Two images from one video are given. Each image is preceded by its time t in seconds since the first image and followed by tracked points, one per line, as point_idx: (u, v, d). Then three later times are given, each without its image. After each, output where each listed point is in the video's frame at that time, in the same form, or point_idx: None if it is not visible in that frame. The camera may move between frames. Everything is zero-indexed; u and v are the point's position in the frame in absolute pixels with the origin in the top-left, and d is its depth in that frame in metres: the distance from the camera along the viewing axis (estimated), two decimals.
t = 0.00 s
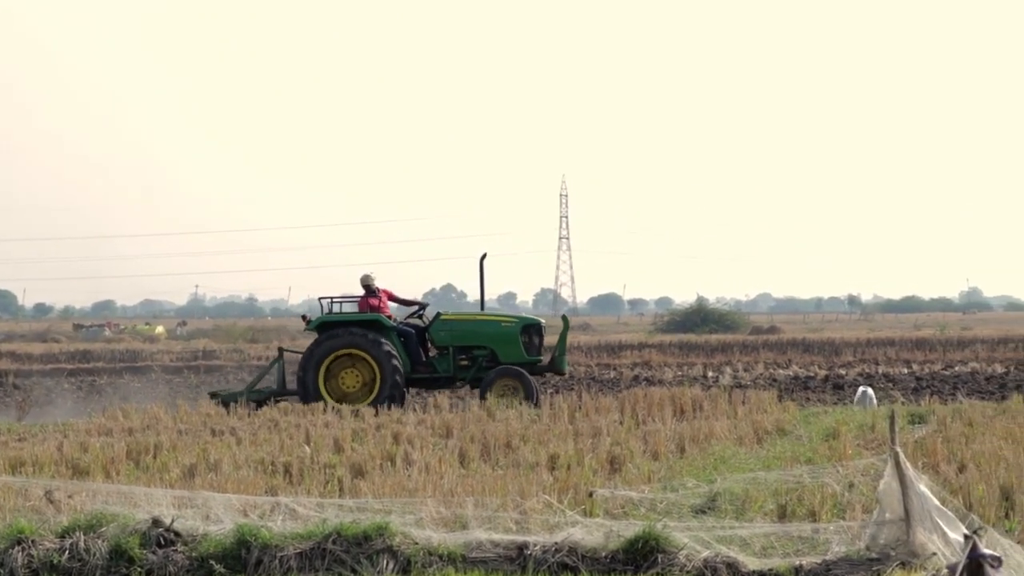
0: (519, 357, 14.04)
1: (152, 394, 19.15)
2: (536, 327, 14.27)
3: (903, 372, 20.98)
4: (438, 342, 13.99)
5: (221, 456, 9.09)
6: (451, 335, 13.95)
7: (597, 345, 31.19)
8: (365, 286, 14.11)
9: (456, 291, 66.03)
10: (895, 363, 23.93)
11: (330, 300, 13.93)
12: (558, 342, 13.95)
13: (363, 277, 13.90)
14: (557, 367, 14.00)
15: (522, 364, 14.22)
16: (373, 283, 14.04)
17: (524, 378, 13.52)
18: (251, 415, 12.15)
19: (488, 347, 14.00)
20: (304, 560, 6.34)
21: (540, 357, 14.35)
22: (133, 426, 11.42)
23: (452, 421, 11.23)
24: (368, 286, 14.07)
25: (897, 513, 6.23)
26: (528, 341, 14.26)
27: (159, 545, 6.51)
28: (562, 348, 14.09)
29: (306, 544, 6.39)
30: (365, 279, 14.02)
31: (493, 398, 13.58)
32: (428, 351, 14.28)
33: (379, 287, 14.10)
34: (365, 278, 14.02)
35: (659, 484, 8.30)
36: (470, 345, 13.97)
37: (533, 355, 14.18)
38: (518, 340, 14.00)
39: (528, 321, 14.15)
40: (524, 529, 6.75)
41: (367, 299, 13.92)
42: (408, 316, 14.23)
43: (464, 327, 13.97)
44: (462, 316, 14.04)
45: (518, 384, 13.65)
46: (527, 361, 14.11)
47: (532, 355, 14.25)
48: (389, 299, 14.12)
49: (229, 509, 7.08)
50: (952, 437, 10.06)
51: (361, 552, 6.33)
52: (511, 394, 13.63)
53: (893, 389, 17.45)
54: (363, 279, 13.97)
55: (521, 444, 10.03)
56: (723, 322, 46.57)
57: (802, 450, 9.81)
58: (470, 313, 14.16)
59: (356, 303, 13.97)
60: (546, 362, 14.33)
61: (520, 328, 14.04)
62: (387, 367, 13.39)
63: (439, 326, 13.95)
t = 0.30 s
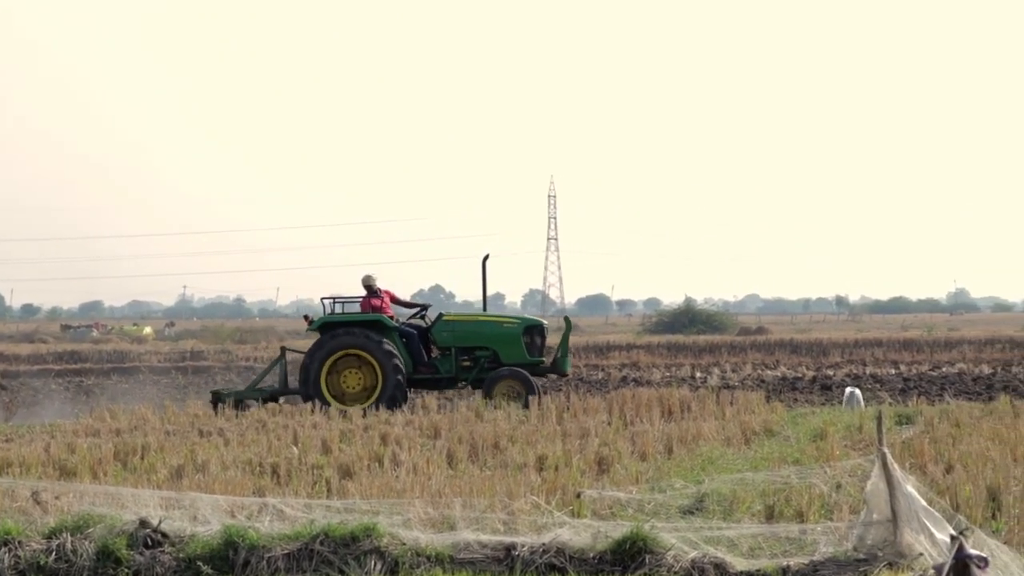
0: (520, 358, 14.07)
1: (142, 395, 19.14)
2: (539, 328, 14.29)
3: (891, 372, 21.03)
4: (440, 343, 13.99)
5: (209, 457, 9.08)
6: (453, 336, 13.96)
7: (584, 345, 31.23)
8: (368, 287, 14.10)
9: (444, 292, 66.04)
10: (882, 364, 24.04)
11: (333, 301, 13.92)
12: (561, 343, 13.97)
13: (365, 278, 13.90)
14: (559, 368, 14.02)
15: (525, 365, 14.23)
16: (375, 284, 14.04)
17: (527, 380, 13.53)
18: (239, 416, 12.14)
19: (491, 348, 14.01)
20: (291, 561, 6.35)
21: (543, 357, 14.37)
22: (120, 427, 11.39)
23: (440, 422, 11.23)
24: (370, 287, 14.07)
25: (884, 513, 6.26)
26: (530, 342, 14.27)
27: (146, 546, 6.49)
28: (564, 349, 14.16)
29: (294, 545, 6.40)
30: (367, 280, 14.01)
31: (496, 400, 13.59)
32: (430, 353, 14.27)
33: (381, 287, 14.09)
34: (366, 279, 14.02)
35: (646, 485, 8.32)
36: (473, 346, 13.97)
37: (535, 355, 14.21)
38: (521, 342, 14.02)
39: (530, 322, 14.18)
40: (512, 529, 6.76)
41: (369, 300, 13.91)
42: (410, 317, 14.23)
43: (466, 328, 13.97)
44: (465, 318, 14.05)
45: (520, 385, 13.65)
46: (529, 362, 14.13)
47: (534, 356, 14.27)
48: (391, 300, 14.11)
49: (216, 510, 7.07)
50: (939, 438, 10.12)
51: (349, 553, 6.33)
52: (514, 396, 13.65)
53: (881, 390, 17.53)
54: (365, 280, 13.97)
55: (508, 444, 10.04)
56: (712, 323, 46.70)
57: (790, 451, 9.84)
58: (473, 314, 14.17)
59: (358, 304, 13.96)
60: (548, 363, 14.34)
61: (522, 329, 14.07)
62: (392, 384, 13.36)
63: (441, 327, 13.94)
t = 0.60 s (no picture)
0: (521, 360, 14.10)
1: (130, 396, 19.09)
2: (541, 329, 14.30)
3: (878, 373, 21.08)
4: (442, 343, 14.00)
5: (196, 458, 9.06)
6: (455, 336, 13.97)
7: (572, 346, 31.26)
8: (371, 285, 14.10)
9: (432, 292, 66.04)
10: (869, 365, 24.15)
11: (335, 300, 13.93)
12: (563, 345, 13.99)
13: (368, 277, 13.91)
14: (561, 370, 14.05)
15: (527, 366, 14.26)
16: (379, 283, 14.04)
17: (529, 381, 13.55)
18: (227, 417, 12.13)
19: (493, 348, 14.03)
20: (278, 562, 6.35)
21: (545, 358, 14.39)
22: (107, 428, 11.35)
23: (428, 423, 11.23)
24: (373, 286, 14.08)
25: (871, 514, 6.29)
26: (533, 342, 14.29)
27: (133, 546, 6.48)
28: (567, 351, 14.25)
29: (281, 546, 6.40)
30: (370, 279, 14.02)
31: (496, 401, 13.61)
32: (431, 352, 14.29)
33: (384, 286, 14.09)
34: (369, 277, 14.01)
35: (634, 486, 8.34)
36: (475, 347, 13.98)
37: (537, 356, 14.23)
38: (523, 343, 14.05)
39: (532, 323, 14.20)
40: (499, 530, 6.77)
41: (372, 299, 13.91)
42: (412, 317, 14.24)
43: (469, 329, 13.98)
44: (467, 317, 14.05)
45: (521, 385, 13.66)
46: (530, 363, 14.16)
47: (535, 356, 14.29)
48: (394, 300, 14.12)
49: (203, 510, 7.07)
50: (926, 438, 10.18)
51: (336, 553, 6.33)
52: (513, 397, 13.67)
53: (869, 390, 17.60)
54: (369, 279, 13.97)
55: (496, 445, 10.05)
56: (699, 323, 46.80)
57: (776, 452, 9.87)
58: (475, 314, 14.19)
59: (361, 302, 13.97)
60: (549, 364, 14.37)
61: (524, 330, 14.09)
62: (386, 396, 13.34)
63: (444, 328, 13.94)
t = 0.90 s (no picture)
0: (522, 361, 14.11)
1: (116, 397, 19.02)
2: (542, 329, 14.32)
3: (863, 373, 21.19)
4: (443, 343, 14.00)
5: (181, 459, 9.04)
6: (456, 336, 13.98)
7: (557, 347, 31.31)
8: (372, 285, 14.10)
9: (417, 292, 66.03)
10: (854, 366, 24.27)
11: (337, 299, 13.95)
12: (564, 345, 14.00)
13: (370, 277, 13.91)
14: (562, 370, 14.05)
15: (528, 366, 14.25)
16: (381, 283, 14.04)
17: (529, 380, 13.55)
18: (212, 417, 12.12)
19: (494, 348, 14.04)
20: (263, 562, 6.35)
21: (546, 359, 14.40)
22: (91, 429, 11.30)
23: (413, 424, 11.23)
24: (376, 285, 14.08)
25: (854, 515, 6.31)
26: (534, 342, 14.30)
27: (117, 547, 6.47)
28: (568, 351, 14.26)
29: (265, 547, 6.40)
30: (373, 279, 14.03)
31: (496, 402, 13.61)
32: (433, 352, 14.31)
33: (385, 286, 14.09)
34: (371, 277, 14.02)
35: (619, 486, 8.36)
36: (477, 346, 13.99)
37: (538, 356, 14.23)
38: (524, 342, 14.06)
39: (533, 323, 14.22)
40: (483, 531, 6.78)
41: (373, 298, 13.92)
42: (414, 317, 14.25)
43: (470, 329, 13.99)
44: (469, 317, 14.06)
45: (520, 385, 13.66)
46: (530, 363, 14.17)
47: (536, 356, 14.29)
48: (396, 300, 14.14)
49: (188, 511, 7.06)
50: (909, 439, 10.23)
51: (321, 554, 6.34)
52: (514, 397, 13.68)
53: (854, 391, 17.69)
54: (371, 278, 13.98)
55: (481, 445, 10.06)
56: (684, 324, 46.92)
57: (761, 452, 9.92)
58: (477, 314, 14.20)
59: (362, 302, 13.99)
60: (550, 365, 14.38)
61: (526, 330, 14.10)
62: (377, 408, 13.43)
63: (445, 328, 13.94)
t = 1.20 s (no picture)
0: (522, 361, 14.13)
1: (102, 398, 18.95)
2: (543, 330, 14.35)
3: (848, 373, 21.33)
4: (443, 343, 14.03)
5: (166, 459, 9.02)
6: (456, 336, 14.01)
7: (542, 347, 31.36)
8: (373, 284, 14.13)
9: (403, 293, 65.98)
10: (840, 366, 24.38)
11: (338, 299, 13.99)
12: (564, 345, 14.04)
13: (371, 276, 13.94)
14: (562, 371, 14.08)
15: (522, 367, 14.26)
16: (382, 282, 14.07)
17: (529, 380, 13.58)
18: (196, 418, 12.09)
19: (494, 348, 14.06)
20: (248, 563, 6.35)
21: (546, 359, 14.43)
22: (77, 429, 11.26)
23: (399, 424, 11.24)
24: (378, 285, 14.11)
25: (840, 515, 6.33)
26: (534, 343, 14.33)
27: (102, 548, 6.46)
28: (567, 352, 14.29)
29: (250, 548, 6.40)
30: (374, 278, 14.06)
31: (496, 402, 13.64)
32: (433, 352, 14.32)
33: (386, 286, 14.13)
34: (371, 276, 14.07)
35: (605, 487, 8.39)
36: (478, 346, 14.01)
37: (538, 357, 14.26)
38: (525, 343, 14.09)
39: (533, 324, 14.25)
40: (469, 531, 6.79)
41: (373, 298, 13.96)
42: (414, 317, 14.27)
43: (471, 328, 14.02)
44: (469, 317, 14.09)
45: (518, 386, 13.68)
46: (530, 364, 14.19)
47: (536, 357, 14.32)
48: (396, 300, 14.16)
49: (173, 512, 7.04)
50: (895, 440, 10.29)
51: (306, 555, 6.34)
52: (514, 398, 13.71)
53: (839, 392, 17.78)
54: (372, 278, 14.02)
55: (467, 446, 10.07)
56: (670, 324, 47.07)
57: (747, 453, 9.98)
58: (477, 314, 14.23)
59: (363, 301, 14.03)
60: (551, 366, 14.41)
61: (527, 330, 14.13)
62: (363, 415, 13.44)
63: (445, 327, 13.97)
